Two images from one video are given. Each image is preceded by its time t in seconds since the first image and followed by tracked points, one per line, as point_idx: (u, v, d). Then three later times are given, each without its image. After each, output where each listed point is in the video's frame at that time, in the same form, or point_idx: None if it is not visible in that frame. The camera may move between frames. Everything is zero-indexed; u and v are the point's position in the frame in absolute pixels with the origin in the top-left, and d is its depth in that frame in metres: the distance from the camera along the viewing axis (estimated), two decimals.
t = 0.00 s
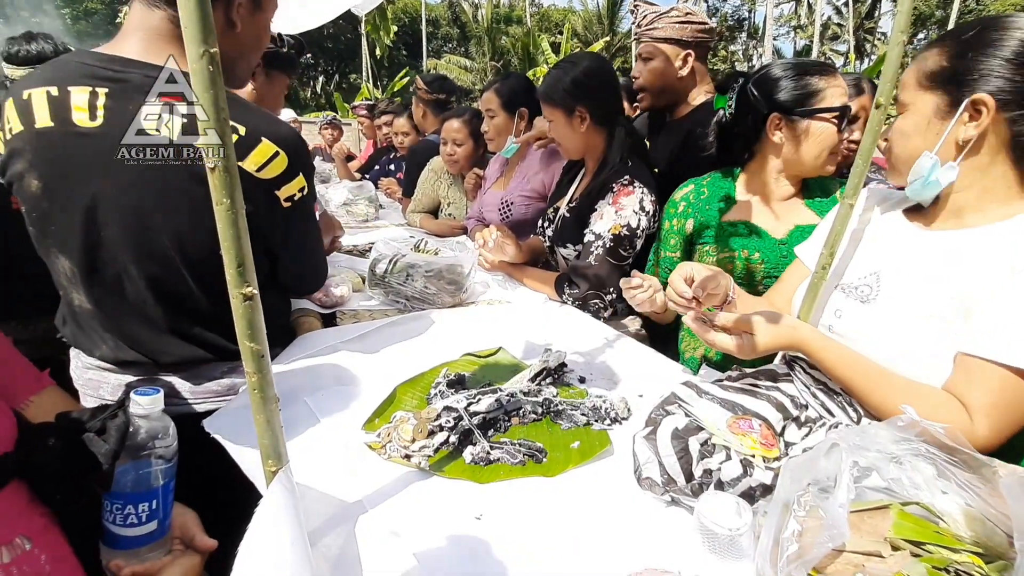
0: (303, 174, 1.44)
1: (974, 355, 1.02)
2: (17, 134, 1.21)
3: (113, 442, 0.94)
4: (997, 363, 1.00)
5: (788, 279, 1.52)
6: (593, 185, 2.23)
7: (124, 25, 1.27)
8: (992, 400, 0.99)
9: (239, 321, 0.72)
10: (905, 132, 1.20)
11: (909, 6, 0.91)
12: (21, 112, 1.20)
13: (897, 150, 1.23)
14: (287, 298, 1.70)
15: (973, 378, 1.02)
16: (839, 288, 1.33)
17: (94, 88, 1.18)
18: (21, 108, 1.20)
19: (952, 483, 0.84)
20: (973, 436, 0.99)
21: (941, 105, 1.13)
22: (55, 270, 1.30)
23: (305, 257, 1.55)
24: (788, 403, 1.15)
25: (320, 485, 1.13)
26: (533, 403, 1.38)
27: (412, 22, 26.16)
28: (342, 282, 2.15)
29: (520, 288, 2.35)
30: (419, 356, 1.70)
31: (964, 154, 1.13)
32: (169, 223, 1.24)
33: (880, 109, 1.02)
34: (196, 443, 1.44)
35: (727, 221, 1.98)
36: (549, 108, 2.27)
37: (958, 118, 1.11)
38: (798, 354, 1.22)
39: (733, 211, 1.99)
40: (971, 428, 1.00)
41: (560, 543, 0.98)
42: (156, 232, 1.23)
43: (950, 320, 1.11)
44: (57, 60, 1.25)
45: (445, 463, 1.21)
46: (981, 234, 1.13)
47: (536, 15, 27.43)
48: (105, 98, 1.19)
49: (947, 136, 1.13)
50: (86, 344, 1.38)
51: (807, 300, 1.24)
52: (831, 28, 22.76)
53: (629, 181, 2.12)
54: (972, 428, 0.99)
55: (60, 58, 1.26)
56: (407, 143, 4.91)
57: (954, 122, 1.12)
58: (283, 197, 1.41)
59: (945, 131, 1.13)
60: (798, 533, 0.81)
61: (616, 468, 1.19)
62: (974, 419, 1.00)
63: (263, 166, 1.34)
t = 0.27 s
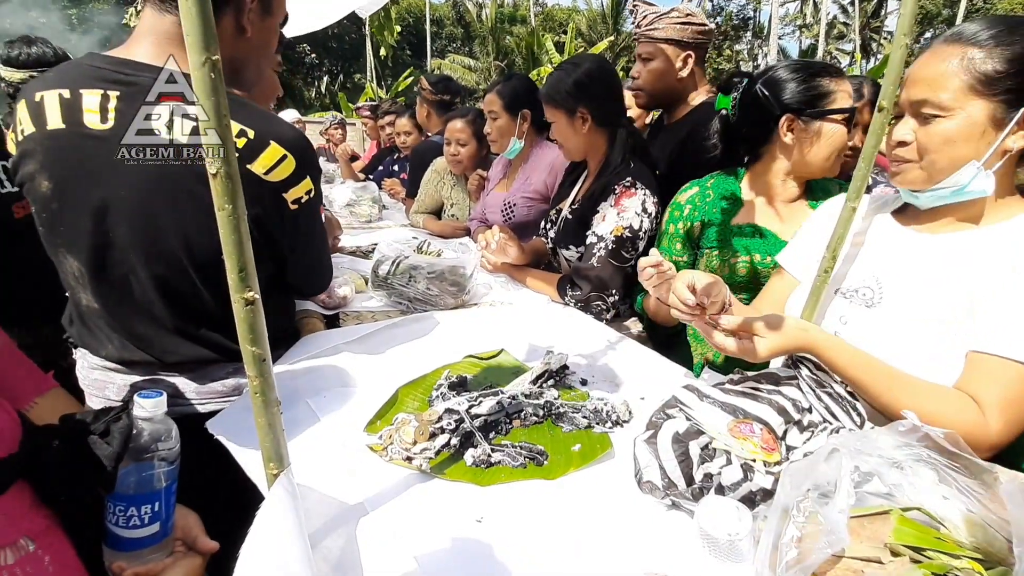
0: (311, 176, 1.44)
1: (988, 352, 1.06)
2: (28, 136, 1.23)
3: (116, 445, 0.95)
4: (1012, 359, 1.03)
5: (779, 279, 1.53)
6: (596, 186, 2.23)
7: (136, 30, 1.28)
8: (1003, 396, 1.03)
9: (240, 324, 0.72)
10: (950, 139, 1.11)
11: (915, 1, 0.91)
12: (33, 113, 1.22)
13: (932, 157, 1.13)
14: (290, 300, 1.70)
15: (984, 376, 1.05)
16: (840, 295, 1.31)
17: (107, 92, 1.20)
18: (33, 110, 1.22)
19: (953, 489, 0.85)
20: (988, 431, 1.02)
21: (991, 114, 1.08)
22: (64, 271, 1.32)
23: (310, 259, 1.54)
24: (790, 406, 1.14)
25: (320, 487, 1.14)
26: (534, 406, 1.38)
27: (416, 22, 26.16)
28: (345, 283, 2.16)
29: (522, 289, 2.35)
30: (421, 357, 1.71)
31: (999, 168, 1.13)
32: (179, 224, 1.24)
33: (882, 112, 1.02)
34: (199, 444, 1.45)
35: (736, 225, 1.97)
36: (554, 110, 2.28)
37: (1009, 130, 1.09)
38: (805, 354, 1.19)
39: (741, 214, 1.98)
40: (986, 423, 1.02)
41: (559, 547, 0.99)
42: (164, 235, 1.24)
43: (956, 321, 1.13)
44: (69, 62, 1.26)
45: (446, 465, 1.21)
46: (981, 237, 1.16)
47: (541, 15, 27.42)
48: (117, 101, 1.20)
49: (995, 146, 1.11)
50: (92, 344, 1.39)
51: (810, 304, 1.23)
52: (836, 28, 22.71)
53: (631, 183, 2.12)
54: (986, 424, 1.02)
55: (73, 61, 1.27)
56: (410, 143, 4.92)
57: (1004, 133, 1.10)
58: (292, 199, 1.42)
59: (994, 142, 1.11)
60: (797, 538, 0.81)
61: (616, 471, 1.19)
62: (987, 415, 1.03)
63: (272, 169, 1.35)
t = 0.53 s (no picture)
0: (313, 178, 1.45)
1: (992, 349, 1.05)
2: (36, 139, 1.24)
3: (118, 445, 0.95)
4: (1014, 356, 1.03)
5: (762, 284, 1.53)
6: (599, 188, 2.23)
7: (141, 33, 1.29)
8: (1011, 391, 1.03)
9: (242, 328, 0.73)
10: (941, 129, 1.11)
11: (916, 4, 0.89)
12: (40, 116, 1.23)
13: (927, 149, 1.13)
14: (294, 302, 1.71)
15: (991, 372, 1.05)
16: (843, 302, 1.29)
17: (114, 94, 1.22)
18: (41, 113, 1.24)
19: (953, 493, 0.85)
20: (1001, 425, 1.02)
21: (977, 104, 1.10)
22: (71, 273, 1.33)
23: (313, 260, 1.55)
24: (792, 409, 1.12)
25: (321, 487, 1.14)
26: (536, 407, 1.39)
27: (421, 22, 26.17)
28: (349, 284, 2.17)
29: (526, 290, 2.35)
30: (424, 358, 1.71)
31: (988, 156, 1.14)
32: (184, 226, 1.25)
33: (882, 113, 1.02)
34: (204, 443, 1.46)
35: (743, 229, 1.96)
36: (557, 111, 2.28)
37: (996, 119, 1.11)
38: (810, 355, 1.20)
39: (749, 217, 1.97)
40: (997, 418, 1.03)
41: (559, 549, 0.99)
42: (168, 236, 1.25)
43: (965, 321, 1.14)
44: (78, 65, 1.28)
45: (447, 466, 1.21)
46: (983, 234, 1.16)
47: (546, 15, 27.40)
48: (123, 103, 1.22)
49: (986, 136, 1.12)
50: (99, 345, 1.40)
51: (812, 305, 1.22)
52: (843, 27, 22.60)
53: (635, 184, 2.12)
54: (999, 418, 1.02)
55: (80, 63, 1.29)
56: (414, 143, 4.93)
57: (992, 122, 1.11)
58: (295, 199, 1.42)
59: (983, 131, 1.12)
60: (796, 542, 0.82)
61: (618, 472, 1.19)
62: (997, 410, 1.03)
63: (275, 170, 1.36)
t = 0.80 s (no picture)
0: (313, 178, 1.46)
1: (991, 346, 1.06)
2: (42, 145, 1.26)
3: (124, 445, 1.01)
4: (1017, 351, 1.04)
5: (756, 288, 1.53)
6: (602, 189, 2.23)
7: (142, 37, 1.31)
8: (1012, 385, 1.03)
9: (242, 334, 0.73)
10: (931, 133, 1.11)
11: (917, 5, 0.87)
12: (46, 121, 1.25)
13: (916, 153, 1.13)
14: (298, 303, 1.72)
15: (991, 367, 1.06)
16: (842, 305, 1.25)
17: (114, 98, 1.23)
18: (46, 118, 1.25)
19: (954, 497, 0.84)
20: (1005, 419, 1.02)
21: (964, 107, 1.11)
22: (77, 277, 1.35)
23: (315, 261, 1.56)
24: (792, 412, 1.11)
25: (322, 488, 1.15)
26: (537, 409, 1.40)
27: (428, 21, 26.17)
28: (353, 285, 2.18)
29: (529, 291, 2.35)
30: (427, 359, 1.72)
31: (973, 156, 1.15)
32: (190, 229, 1.26)
33: (886, 117, 1.00)
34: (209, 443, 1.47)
35: (746, 231, 1.96)
36: (560, 113, 2.28)
37: (982, 122, 1.12)
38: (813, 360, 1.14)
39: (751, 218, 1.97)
40: (1002, 412, 1.03)
41: (559, 551, 0.99)
42: (174, 239, 1.26)
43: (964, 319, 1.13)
44: (83, 70, 1.30)
45: (449, 467, 1.22)
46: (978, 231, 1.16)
47: (553, 14, 27.35)
48: (126, 107, 1.23)
49: (972, 138, 1.13)
50: (104, 347, 1.42)
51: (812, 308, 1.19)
52: (853, 24, 22.43)
53: (639, 186, 2.10)
54: (1002, 412, 1.03)
55: (85, 68, 1.30)
56: (419, 143, 4.93)
57: (978, 124, 1.12)
58: (296, 199, 1.44)
59: (969, 134, 1.13)
60: (792, 548, 0.82)
61: (618, 475, 1.20)
62: (1000, 405, 1.03)
63: (274, 170, 1.37)
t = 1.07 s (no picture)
0: (322, 185, 1.50)
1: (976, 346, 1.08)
2: (63, 155, 1.31)
3: (149, 443, 1.08)
4: (1000, 351, 1.06)
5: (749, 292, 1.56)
6: (605, 194, 2.27)
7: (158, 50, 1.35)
8: (995, 386, 1.06)
9: (260, 339, 0.77)
10: (911, 143, 1.15)
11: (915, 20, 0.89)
12: (67, 132, 1.29)
13: (898, 163, 1.16)
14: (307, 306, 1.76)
15: (975, 368, 1.08)
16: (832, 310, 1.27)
17: (131, 110, 1.28)
18: (68, 130, 1.30)
19: (942, 498, 0.88)
20: (990, 419, 1.05)
21: (942, 119, 1.15)
22: (96, 282, 1.39)
23: (323, 265, 1.60)
24: (790, 413, 1.13)
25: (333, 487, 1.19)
26: (541, 410, 1.43)
27: (433, 22, 26.23)
28: (360, 288, 2.22)
29: (534, 294, 2.39)
30: (433, 361, 1.76)
31: (953, 165, 1.19)
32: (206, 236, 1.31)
33: (880, 127, 1.02)
34: (222, 443, 1.51)
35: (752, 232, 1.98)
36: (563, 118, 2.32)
37: (961, 131, 1.16)
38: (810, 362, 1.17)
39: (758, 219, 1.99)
40: (987, 413, 1.05)
41: (562, 548, 1.03)
42: (190, 246, 1.31)
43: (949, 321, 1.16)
44: (103, 83, 1.34)
45: (455, 466, 1.26)
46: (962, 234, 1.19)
47: (558, 14, 27.36)
48: (143, 118, 1.27)
49: (952, 148, 1.16)
50: (121, 349, 1.46)
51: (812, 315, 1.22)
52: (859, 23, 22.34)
53: (641, 191, 2.13)
54: (988, 413, 1.05)
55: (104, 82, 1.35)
56: (424, 145, 4.97)
57: (958, 134, 1.16)
58: (306, 205, 1.48)
59: (949, 144, 1.16)
60: (782, 545, 0.85)
61: (620, 474, 1.23)
62: (986, 406, 1.05)
63: (285, 177, 1.41)
